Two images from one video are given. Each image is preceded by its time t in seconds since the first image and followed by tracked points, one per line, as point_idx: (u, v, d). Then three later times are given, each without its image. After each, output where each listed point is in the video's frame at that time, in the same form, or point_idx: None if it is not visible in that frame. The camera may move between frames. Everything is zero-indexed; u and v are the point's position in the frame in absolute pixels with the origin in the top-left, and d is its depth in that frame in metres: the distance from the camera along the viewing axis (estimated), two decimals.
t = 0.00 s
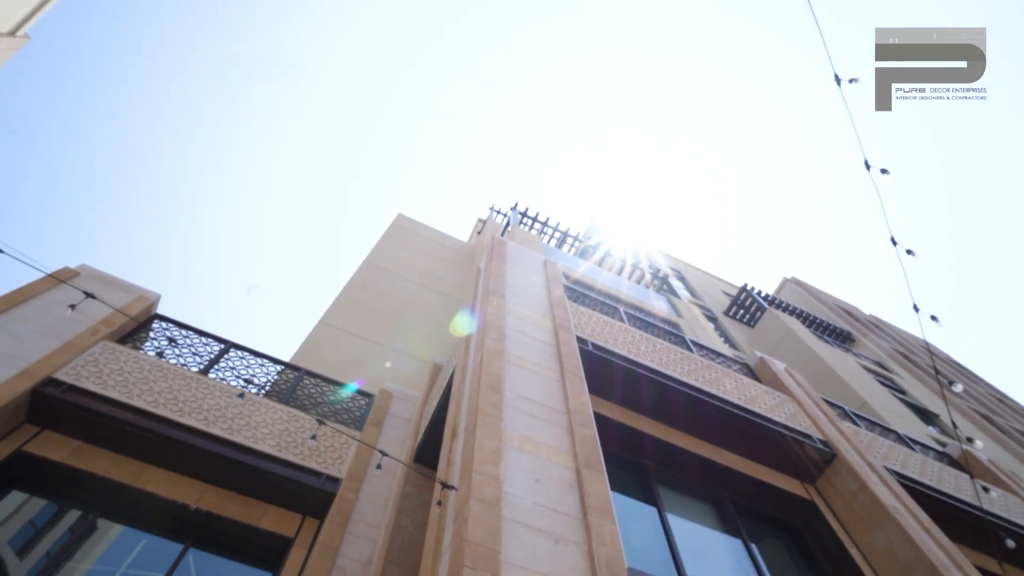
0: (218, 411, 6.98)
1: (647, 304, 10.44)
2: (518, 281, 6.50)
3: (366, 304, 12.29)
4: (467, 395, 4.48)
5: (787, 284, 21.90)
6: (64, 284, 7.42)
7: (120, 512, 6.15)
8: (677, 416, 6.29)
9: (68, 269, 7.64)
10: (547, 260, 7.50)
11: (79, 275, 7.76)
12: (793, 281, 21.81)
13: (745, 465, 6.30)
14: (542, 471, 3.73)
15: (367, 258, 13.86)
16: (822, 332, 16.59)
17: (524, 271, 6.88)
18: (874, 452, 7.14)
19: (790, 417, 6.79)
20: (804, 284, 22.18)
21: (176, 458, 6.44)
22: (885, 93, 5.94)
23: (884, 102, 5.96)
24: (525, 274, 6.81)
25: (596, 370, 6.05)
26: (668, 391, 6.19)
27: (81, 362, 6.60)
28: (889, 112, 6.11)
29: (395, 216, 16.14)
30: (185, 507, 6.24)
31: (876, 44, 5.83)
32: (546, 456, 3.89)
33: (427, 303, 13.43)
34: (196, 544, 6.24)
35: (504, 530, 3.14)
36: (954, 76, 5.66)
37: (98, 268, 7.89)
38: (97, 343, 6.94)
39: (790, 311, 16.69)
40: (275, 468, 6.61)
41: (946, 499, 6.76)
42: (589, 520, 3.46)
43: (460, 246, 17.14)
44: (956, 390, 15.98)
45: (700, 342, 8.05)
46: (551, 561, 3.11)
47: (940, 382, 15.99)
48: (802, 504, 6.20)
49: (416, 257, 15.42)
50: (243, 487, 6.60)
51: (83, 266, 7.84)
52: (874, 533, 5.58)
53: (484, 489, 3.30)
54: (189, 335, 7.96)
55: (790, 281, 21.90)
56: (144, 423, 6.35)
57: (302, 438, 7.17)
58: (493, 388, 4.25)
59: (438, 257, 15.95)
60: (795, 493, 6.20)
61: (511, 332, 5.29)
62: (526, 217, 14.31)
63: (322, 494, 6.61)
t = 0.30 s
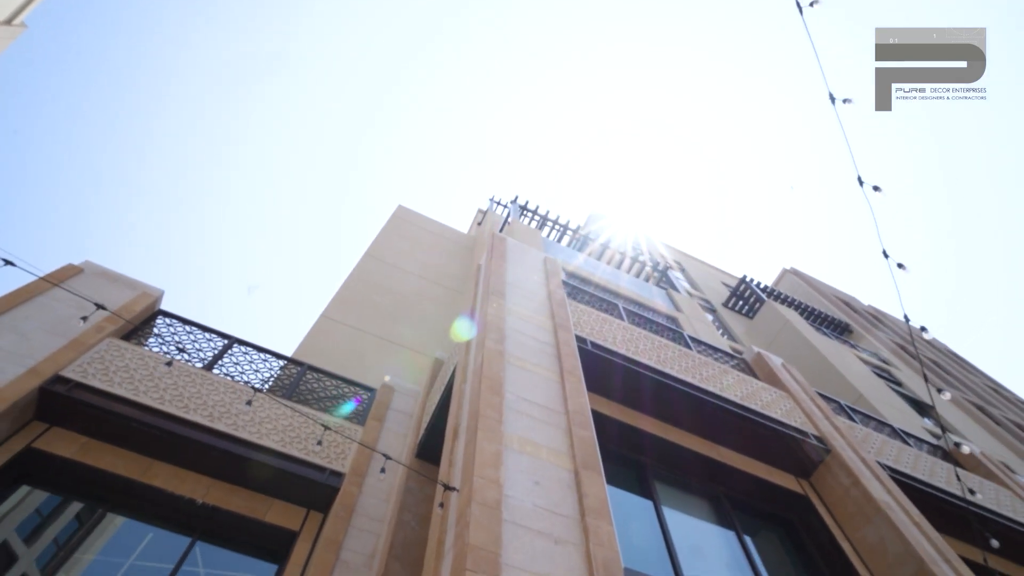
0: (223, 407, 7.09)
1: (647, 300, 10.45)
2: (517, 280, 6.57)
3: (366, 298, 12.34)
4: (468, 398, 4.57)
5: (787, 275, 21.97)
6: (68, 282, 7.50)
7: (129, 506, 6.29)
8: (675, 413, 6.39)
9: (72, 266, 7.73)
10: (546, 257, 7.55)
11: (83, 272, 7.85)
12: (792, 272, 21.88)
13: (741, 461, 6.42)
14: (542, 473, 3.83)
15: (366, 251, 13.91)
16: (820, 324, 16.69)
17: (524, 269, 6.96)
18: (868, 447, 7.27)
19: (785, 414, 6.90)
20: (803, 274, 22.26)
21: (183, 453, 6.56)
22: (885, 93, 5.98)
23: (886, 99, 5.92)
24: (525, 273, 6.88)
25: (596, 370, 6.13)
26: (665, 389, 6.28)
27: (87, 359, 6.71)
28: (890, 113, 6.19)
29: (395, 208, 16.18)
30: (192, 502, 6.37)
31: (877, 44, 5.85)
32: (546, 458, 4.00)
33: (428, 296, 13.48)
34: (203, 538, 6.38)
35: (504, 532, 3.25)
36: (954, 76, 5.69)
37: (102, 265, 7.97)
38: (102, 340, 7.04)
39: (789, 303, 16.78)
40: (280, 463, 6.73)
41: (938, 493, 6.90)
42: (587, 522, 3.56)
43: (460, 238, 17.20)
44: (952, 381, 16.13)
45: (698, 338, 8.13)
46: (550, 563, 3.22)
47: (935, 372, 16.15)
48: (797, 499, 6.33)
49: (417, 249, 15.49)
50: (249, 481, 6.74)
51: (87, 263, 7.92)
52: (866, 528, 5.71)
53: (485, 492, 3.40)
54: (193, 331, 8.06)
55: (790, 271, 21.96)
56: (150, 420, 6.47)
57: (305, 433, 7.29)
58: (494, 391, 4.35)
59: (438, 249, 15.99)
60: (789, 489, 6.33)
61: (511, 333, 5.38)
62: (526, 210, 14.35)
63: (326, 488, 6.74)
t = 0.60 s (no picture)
0: (227, 403, 7.18)
1: (647, 295, 10.50)
2: (517, 278, 6.63)
3: (366, 292, 12.40)
4: (469, 398, 4.65)
5: (787, 266, 22.00)
6: (72, 278, 7.56)
7: (136, 501, 6.40)
8: (673, 410, 6.47)
9: (76, 262, 7.78)
10: (546, 254, 7.59)
11: (87, 268, 7.90)
12: (791, 263, 21.92)
13: (737, 457, 6.52)
14: (542, 473, 3.92)
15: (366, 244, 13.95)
16: (819, 317, 16.77)
17: (524, 267, 7.01)
18: (863, 442, 7.37)
19: (781, 410, 6.98)
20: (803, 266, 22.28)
21: (187, 449, 6.66)
22: (885, 92, 6.01)
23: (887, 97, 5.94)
24: (525, 270, 6.93)
25: (595, 368, 6.20)
26: (663, 385, 6.36)
27: (92, 357, 6.80)
28: (890, 112, 6.23)
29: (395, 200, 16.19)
30: (197, 496, 6.48)
31: (877, 43, 5.88)
32: (545, 458, 4.08)
33: (428, 289, 13.54)
34: (208, 532, 6.50)
35: (504, 534, 3.35)
36: (954, 76, 5.72)
37: (105, 261, 8.02)
38: (106, 337, 7.11)
39: (788, 295, 16.84)
40: (284, 458, 6.84)
41: (931, 488, 7.01)
42: (585, 522, 3.65)
43: (460, 231, 17.22)
44: (949, 373, 16.24)
45: (697, 333, 8.20)
46: (549, 563, 3.31)
47: (932, 364, 16.25)
48: (792, 494, 6.43)
49: (417, 241, 15.53)
50: (253, 476, 6.84)
51: (91, 259, 7.98)
52: (860, 523, 5.82)
53: (485, 494, 3.49)
54: (195, 327, 8.13)
55: (790, 263, 21.99)
56: (155, 416, 6.56)
57: (308, 428, 7.38)
58: (494, 392, 4.42)
59: (438, 242, 16.03)
60: (784, 484, 6.43)
61: (511, 333, 5.44)
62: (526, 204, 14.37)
63: (329, 483, 6.84)
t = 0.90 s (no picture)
0: (231, 392, 7.31)
1: (646, 283, 10.56)
2: (516, 270, 6.70)
3: (367, 279, 12.49)
4: (469, 392, 4.75)
5: (786, 251, 22.03)
6: (76, 270, 7.63)
7: (144, 489, 6.55)
8: (670, 400, 6.59)
9: (79, 253, 7.85)
10: (545, 245, 7.65)
11: (90, 259, 7.97)
12: (791, 249, 21.94)
13: (732, 446, 6.66)
14: (540, 467, 4.04)
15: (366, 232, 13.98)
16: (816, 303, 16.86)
17: (523, 259, 7.07)
18: (856, 431, 7.52)
19: (776, 399, 7.11)
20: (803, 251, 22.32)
21: (193, 438, 6.80)
22: (886, 91, 6.16)
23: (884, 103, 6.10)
24: (525, 263, 7.00)
25: (594, 359, 6.30)
26: (661, 377, 6.47)
27: (97, 348, 6.91)
28: (890, 112, 6.36)
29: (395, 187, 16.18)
30: (204, 484, 6.64)
31: (878, 44, 6.05)
32: (543, 452, 4.20)
33: (428, 277, 13.61)
34: (215, 518, 6.66)
35: (504, 527, 3.47)
36: (954, 77, 5.83)
37: (108, 252, 8.09)
38: (111, 328, 7.20)
39: (786, 281, 16.92)
40: (288, 447, 6.98)
41: (921, 475, 7.17)
42: (581, 514, 3.78)
43: (459, 217, 17.25)
44: (944, 359, 16.39)
45: (694, 323, 8.30)
46: (547, 555, 3.44)
47: (929, 350, 16.38)
48: (785, 482, 6.58)
49: (417, 228, 15.56)
50: (258, 464, 6.99)
51: (93, 250, 8.03)
52: (850, 510, 5.98)
53: (485, 488, 3.61)
54: (198, 317, 8.22)
55: (789, 248, 22.02)
56: (161, 406, 6.69)
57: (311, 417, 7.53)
58: (494, 387, 4.52)
59: (438, 229, 16.06)
60: (777, 472, 6.59)
61: (510, 327, 5.52)
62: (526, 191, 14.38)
63: (332, 471, 6.99)
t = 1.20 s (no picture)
0: (235, 386, 7.41)
1: (646, 276, 10.63)
2: (516, 266, 6.75)
3: (368, 271, 12.55)
4: (470, 390, 4.84)
5: (786, 241, 22.05)
6: (79, 265, 7.70)
7: (151, 482, 6.67)
8: (667, 395, 6.69)
9: (81, 248, 7.91)
10: (546, 240, 7.70)
11: (92, 253, 8.03)
12: (791, 239, 21.95)
13: (728, 440, 6.77)
14: (539, 464, 4.13)
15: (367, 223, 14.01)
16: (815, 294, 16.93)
17: (524, 255, 7.13)
18: (851, 424, 7.63)
19: (773, 393, 7.21)
20: (803, 241, 22.33)
21: (198, 432, 6.91)
22: (886, 92, 6.49)
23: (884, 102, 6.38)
24: (525, 259, 7.06)
25: (593, 355, 6.38)
26: (658, 372, 6.55)
27: (102, 343, 7.00)
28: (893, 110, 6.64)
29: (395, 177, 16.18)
30: (209, 477, 6.77)
31: (878, 44, 6.39)
32: (543, 450, 4.29)
33: (428, 268, 13.67)
34: (221, 510, 6.79)
35: (504, 525, 3.57)
36: (954, 76, 6.15)
37: (110, 246, 8.15)
38: (115, 323, 7.28)
39: (786, 272, 16.98)
40: (292, 440, 7.09)
41: (914, 468, 7.30)
42: (580, 510, 3.88)
43: (459, 208, 17.26)
44: (941, 349, 16.49)
45: (692, 317, 8.38)
46: (545, 551, 3.54)
47: (926, 340, 16.48)
48: (780, 475, 6.70)
49: (417, 220, 15.58)
50: (262, 457, 7.11)
51: (95, 245, 8.09)
52: (844, 503, 6.10)
53: (486, 487, 3.70)
54: (201, 311, 8.30)
55: (789, 238, 22.03)
56: (166, 400, 6.79)
57: (314, 410, 7.63)
58: (494, 386, 4.60)
59: (438, 219, 16.08)
60: (773, 465, 6.70)
61: (510, 324, 5.59)
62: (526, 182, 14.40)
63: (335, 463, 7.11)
